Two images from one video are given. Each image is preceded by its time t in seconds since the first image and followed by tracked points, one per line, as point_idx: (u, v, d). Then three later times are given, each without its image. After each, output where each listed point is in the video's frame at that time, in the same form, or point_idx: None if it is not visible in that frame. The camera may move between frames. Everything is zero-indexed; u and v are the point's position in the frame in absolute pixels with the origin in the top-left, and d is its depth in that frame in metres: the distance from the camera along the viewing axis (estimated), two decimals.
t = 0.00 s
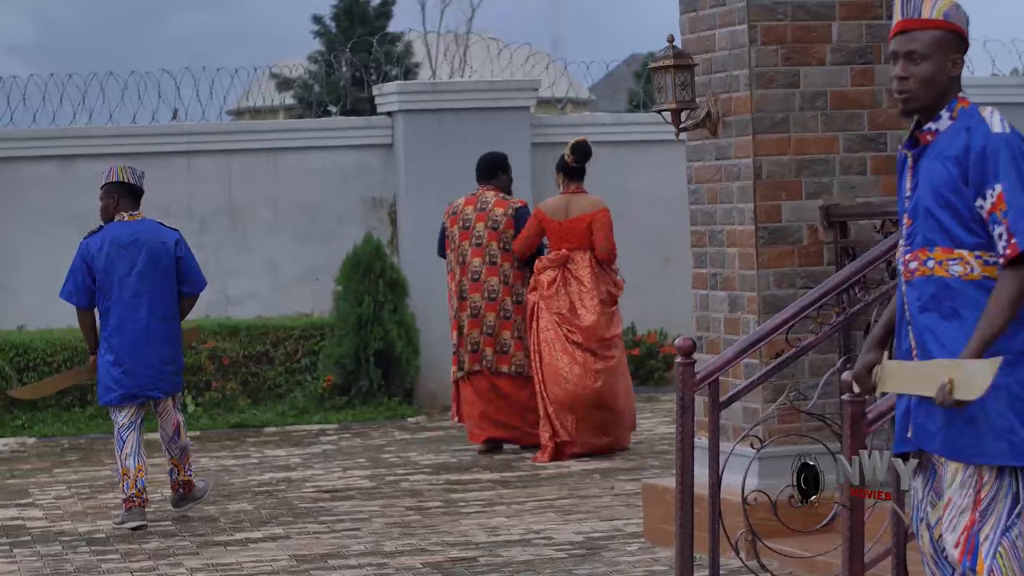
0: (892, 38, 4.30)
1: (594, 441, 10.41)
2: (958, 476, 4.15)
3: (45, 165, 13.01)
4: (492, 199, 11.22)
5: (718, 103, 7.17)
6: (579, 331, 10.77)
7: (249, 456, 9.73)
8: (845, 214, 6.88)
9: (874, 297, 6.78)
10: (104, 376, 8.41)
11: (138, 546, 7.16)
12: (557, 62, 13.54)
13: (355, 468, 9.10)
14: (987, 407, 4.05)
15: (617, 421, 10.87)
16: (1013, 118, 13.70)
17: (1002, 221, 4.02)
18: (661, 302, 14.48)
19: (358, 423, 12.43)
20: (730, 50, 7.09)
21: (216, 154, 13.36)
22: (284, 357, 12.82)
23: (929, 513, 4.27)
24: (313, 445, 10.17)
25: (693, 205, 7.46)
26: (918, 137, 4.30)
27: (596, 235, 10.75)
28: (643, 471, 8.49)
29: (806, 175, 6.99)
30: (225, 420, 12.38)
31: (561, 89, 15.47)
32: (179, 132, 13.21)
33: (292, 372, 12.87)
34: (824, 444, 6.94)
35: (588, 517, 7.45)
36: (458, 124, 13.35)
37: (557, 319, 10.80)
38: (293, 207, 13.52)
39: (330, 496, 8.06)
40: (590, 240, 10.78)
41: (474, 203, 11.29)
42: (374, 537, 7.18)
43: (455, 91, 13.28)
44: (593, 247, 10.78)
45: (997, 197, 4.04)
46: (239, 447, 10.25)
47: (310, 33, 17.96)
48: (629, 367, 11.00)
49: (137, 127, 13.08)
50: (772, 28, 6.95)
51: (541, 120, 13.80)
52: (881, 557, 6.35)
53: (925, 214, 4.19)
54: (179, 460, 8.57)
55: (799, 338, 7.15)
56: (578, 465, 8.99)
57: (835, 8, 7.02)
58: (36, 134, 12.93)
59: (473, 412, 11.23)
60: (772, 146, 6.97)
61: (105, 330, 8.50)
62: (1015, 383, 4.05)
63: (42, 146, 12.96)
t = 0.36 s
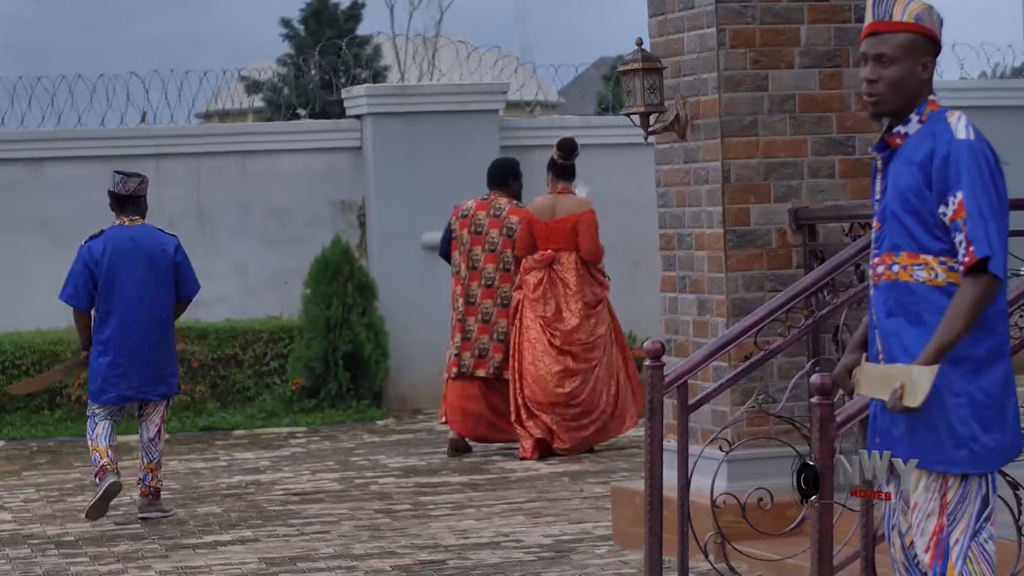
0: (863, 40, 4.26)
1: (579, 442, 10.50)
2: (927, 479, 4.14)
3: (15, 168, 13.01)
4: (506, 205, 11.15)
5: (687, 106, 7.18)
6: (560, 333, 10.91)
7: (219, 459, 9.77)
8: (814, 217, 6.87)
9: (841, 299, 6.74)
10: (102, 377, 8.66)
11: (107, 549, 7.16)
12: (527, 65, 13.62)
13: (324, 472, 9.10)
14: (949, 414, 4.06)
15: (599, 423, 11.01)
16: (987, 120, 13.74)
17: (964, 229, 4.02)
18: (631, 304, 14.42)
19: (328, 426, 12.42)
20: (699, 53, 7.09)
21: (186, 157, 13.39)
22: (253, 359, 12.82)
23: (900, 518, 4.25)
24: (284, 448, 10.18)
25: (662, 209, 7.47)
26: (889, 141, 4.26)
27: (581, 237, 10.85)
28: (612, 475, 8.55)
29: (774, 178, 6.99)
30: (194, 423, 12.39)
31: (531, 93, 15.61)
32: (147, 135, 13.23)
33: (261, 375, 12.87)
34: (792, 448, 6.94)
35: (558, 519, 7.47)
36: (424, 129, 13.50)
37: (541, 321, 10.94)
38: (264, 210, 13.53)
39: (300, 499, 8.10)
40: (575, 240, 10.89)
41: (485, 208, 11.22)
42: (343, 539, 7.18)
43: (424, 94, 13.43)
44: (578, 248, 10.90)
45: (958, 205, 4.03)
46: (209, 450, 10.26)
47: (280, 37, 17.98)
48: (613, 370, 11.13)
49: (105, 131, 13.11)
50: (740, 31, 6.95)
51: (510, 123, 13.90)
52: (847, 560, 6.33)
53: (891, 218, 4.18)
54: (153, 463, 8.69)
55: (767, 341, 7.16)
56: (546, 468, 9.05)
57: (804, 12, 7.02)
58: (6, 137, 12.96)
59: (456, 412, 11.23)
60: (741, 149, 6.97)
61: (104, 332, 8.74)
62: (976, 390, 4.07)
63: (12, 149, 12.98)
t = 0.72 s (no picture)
0: (845, 42, 4.23)
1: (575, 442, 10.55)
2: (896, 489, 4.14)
3: None
4: (514, 203, 11.26)
5: (666, 108, 7.18)
6: (567, 334, 11.00)
7: (198, 461, 9.79)
8: (792, 219, 6.89)
9: (819, 300, 6.69)
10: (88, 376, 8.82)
11: (86, 552, 7.15)
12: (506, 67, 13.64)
13: (303, 473, 9.13)
14: (915, 419, 4.04)
15: (605, 423, 11.14)
16: (966, 122, 13.78)
17: (935, 236, 3.99)
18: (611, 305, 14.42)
19: (307, 429, 12.44)
20: (678, 55, 7.09)
21: (166, 159, 13.37)
22: (233, 362, 12.83)
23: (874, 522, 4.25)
24: (263, 450, 10.18)
25: (641, 210, 7.48)
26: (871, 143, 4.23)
27: (585, 238, 11.04)
28: (591, 476, 8.60)
29: (753, 180, 6.99)
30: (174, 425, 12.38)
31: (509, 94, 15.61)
32: (125, 137, 13.21)
33: (241, 377, 12.87)
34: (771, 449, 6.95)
35: (537, 521, 7.48)
36: (403, 130, 13.50)
37: (547, 321, 10.98)
38: (243, 212, 13.53)
39: (279, 501, 8.11)
40: (579, 242, 11.07)
41: (495, 205, 11.36)
42: (322, 542, 7.18)
43: (402, 97, 13.44)
44: (582, 249, 11.08)
45: (930, 213, 4.00)
46: (189, 452, 10.28)
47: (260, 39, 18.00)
48: (621, 371, 11.24)
49: (82, 132, 13.10)
50: (719, 32, 6.95)
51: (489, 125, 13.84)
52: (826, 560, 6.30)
53: (870, 221, 4.17)
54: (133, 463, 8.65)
55: (746, 343, 7.17)
56: (524, 470, 9.08)
57: (783, 13, 7.03)
58: None
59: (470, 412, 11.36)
60: (720, 151, 6.97)
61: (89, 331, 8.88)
62: (944, 396, 4.02)
63: None
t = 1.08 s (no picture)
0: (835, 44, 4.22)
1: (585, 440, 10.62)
2: (872, 491, 4.15)
3: None
4: (510, 204, 11.43)
5: (652, 110, 7.18)
6: (596, 330, 10.84)
7: (184, 464, 9.83)
8: (778, 222, 6.86)
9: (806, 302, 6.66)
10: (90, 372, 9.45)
11: (73, 554, 7.14)
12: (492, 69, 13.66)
13: (289, 476, 9.17)
14: (892, 424, 4.02)
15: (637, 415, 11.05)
16: (953, 124, 13.81)
17: (910, 241, 3.96)
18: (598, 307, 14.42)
19: (293, 432, 12.44)
20: (665, 57, 7.09)
21: (152, 161, 13.38)
22: (219, 364, 12.84)
23: (849, 520, 4.27)
24: (250, 452, 10.19)
25: (627, 213, 7.48)
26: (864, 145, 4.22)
27: (610, 236, 10.83)
28: (578, 479, 8.65)
29: (739, 183, 6.99)
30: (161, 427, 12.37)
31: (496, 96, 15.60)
32: (110, 140, 13.22)
33: (228, 381, 12.88)
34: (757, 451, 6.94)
35: (523, 524, 7.49)
36: (389, 133, 13.49)
37: (574, 318, 10.88)
38: (229, 214, 13.55)
39: (265, 504, 8.12)
40: (604, 239, 10.88)
41: (493, 208, 11.50)
42: (308, 544, 7.18)
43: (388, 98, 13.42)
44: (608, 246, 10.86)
45: (907, 216, 3.98)
46: (175, 454, 10.30)
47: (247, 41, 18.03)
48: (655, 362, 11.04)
49: (68, 135, 13.12)
50: (705, 35, 6.95)
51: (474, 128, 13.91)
52: (811, 562, 6.27)
53: (857, 223, 4.15)
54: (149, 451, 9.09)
55: (733, 345, 7.18)
56: (510, 473, 9.11)
57: (770, 16, 7.02)
58: None
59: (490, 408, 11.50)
60: (707, 153, 6.97)
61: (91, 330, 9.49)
62: (924, 401, 3.98)
63: None
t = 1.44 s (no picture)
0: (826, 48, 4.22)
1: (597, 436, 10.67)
2: (862, 492, 4.14)
3: None
4: (514, 205, 11.47)
5: (641, 115, 7.18)
6: (603, 332, 10.92)
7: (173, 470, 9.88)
8: (768, 226, 6.88)
9: (793, 308, 6.70)
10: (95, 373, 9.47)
11: (61, 559, 7.15)
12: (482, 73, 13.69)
13: (278, 481, 9.21)
14: (878, 427, 4.02)
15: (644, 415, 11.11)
16: (942, 126, 13.84)
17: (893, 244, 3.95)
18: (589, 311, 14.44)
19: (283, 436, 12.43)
20: (653, 62, 7.08)
21: (140, 165, 13.38)
22: (207, 369, 12.80)
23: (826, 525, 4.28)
24: (239, 458, 10.21)
25: (616, 218, 7.48)
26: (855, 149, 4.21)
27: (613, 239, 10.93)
28: (566, 484, 8.69)
29: (728, 188, 7.00)
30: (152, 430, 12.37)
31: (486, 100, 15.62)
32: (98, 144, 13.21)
33: (217, 385, 12.84)
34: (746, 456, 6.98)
35: (512, 529, 7.49)
36: (378, 138, 13.48)
37: (581, 321, 10.93)
38: (217, 219, 13.56)
39: (254, 508, 8.13)
40: (607, 242, 10.96)
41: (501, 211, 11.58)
42: (296, 549, 7.18)
43: (377, 102, 13.41)
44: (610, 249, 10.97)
45: (891, 220, 3.97)
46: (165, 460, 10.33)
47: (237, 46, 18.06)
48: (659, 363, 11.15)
49: (57, 140, 13.12)
50: (694, 40, 6.95)
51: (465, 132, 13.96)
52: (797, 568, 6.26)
53: (848, 226, 4.14)
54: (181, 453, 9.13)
55: (721, 350, 7.20)
56: (498, 477, 9.14)
57: (758, 21, 7.03)
58: None
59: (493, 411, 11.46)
60: (695, 158, 6.97)
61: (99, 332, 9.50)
62: (911, 406, 3.97)
63: None
